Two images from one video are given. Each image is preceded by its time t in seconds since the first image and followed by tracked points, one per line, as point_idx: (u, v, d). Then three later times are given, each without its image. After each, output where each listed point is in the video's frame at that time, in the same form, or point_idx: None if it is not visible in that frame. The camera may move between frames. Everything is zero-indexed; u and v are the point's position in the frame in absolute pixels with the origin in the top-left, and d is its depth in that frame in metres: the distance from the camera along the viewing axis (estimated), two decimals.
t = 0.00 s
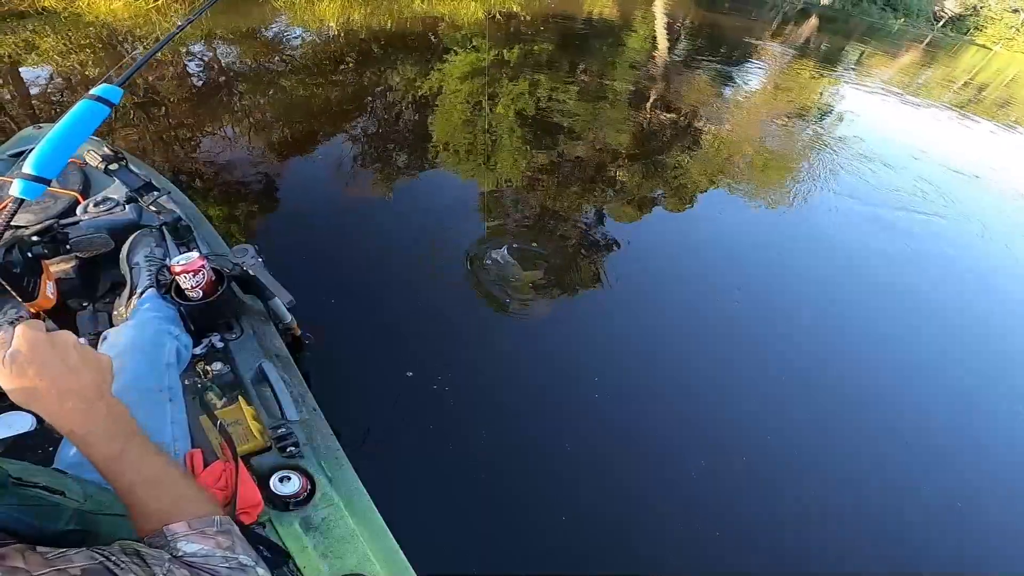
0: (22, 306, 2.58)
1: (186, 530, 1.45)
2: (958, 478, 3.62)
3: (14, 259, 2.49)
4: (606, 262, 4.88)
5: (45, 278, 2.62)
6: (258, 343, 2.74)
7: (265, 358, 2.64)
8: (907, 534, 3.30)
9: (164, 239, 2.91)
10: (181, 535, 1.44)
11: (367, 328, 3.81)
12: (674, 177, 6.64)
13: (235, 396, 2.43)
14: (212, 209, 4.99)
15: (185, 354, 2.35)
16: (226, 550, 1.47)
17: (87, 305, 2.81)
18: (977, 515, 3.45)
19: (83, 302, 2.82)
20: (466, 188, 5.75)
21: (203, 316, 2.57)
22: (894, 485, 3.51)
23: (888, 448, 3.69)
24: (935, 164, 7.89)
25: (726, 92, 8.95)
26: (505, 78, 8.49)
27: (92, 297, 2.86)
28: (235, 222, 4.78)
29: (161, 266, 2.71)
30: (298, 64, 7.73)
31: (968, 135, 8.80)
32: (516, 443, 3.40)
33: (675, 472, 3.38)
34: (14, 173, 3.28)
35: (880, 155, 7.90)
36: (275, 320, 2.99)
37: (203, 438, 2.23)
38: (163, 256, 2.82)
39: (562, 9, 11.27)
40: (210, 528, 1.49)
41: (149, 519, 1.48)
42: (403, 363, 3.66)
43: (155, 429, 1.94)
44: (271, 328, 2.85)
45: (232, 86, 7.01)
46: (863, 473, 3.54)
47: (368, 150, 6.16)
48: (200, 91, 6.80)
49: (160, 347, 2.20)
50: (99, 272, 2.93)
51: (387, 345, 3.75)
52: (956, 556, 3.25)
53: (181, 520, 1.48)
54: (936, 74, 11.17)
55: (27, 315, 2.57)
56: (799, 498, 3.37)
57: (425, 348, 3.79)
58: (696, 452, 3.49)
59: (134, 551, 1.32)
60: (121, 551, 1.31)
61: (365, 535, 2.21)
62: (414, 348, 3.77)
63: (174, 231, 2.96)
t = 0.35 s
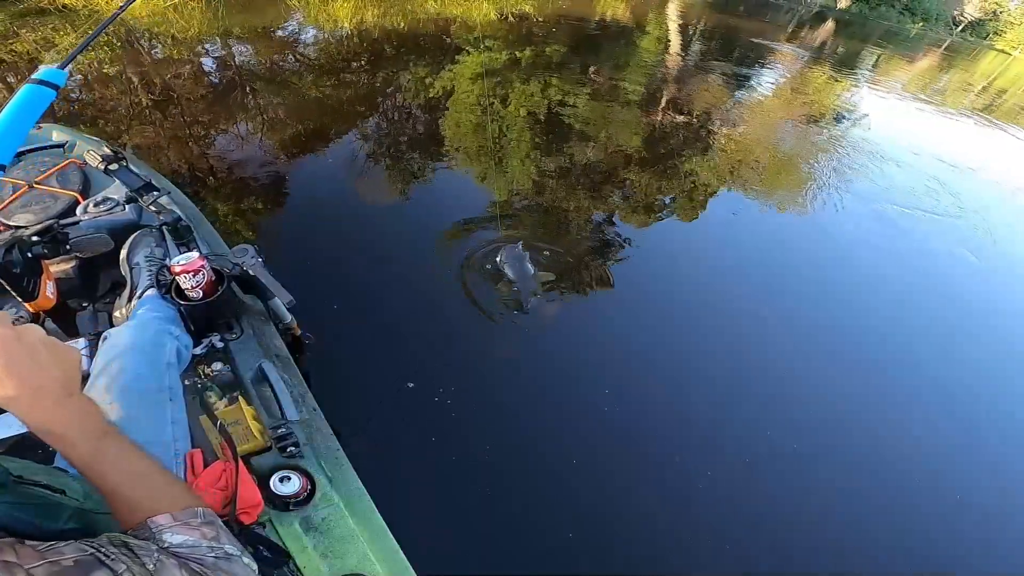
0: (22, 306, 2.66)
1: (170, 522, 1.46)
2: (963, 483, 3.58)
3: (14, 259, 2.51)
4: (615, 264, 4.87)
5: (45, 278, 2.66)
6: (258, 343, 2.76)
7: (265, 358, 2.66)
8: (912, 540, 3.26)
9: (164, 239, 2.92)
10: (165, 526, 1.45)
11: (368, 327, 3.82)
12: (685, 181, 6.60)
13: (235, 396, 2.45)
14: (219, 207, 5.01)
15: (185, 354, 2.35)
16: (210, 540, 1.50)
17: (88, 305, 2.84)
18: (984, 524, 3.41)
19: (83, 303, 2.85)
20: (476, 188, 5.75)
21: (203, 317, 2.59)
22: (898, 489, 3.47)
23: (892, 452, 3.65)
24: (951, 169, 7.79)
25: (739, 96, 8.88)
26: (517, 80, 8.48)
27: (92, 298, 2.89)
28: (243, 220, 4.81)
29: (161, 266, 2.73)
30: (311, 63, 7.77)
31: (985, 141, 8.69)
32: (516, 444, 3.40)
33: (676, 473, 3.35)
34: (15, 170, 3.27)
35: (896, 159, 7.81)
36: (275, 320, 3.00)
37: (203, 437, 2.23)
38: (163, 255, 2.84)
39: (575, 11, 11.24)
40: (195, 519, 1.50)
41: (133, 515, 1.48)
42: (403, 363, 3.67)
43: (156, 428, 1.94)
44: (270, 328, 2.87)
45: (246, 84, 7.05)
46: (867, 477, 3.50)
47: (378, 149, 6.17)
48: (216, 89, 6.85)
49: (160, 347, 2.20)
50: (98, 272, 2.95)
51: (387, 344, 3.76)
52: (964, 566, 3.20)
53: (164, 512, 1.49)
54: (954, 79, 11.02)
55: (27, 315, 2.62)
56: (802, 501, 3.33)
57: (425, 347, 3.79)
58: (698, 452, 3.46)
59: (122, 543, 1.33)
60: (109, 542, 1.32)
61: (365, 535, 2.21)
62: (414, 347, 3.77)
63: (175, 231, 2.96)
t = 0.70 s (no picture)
0: (21, 306, 2.68)
1: (172, 517, 1.46)
2: (968, 488, 3.55)
3: (14, 259, 2.49)
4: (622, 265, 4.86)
5: (45, 279, 2.65)
6: (258, 343, 2.77)
7: (265, 358, 2.67)
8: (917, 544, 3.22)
9: (164, 239, 2.94)
10: (167, 521, 1.45)
11: (368, 327, 3.84)
12: (694, 183, 6.57)
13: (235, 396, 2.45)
14: (227, 205, 5.04)
15: (185, 354, 2.36)
16: (211, 536, 1.51)
17: (87, 305, 2.86)
18: (989, 530, 3.38)
19: (83, 303, 2.87)
20: (483, 188, 5.76)
21: (203, 317, 2.60)
22: (902, 492, 3.44)
23: (896, 456, 3.62)
24: (965, 173, 7.70)
25: (750, 98, 8.83)
26: (527, 80, 8.47)
27: (92, 298, 2.91)
28: (250, 218, 4.83)
29: (161, 266, 2.74)
30: (322, 62, 7.80)
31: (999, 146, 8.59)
32: (516, 443, 3.40)
33: (678, 474, 3.32)
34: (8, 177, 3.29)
35: (909, 162, 7.73)
36: (275, 320, 3.01)
37: (203, 438, 2.24)
38: (163, 255, 2.85)
39: (587, 12, 11.23)
40: (197, 515, 1.51)
41: (134, 514, 1.47)
42: (403, 363, 3.68)
43: (156, 428, 1.94)
44: (270, 328, 2.88)
45: (258, 83, 7.08)
46: (870, 479, 3.47)
47: (386, 149, 6.18)
48: (227, 88, 6.89)
49: (159, 347, 2.21)
50: (98, 272, 2.97)
51: (387, 345, 3.77)
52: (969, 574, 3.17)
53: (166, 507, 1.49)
54: (969, 83, 10.91)
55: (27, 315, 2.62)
56: (806, 505, 3.29)
57: (426, 348, 3.80)
58: (701, 453, 3.43)
59: (124, 538, 1.31)
60: (111, 538, 1.30)
61: (365, 535, 2.21)
62: (414, 348, 3.78)
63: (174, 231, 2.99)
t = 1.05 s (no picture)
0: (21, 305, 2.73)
1: (183, 512, 1.48)
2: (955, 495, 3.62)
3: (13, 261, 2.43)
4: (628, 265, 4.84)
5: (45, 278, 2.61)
6: (258, 343, 2.78)
7: (265, 358, 2.67)
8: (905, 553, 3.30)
9: (163, 239, 2.98)
10: (178, 516, 1.47)
11: (369, 328, 3.85)
12: (703, 185, 6.53)
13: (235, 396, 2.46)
14: (234, 203, 5.07)
15: (185, 354, 2.36)
16: (218, 533, 1.50)
17: (87, 305, 2.87)
18: (974, 537, 3.44)
19: (83, 303, 2.87)
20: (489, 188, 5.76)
21: (203, 317, 2.60)
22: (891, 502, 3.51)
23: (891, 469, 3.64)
24: (979, 176, 7.60)
25: (759, 101, 8.78)
26: (535, 81, 8.47)
27: (92, 297, 2.92)
28: (256, 216, 4.86)
29: (161, 266, 2.76)
30: (332, 61, 7.83)
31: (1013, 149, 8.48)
32: (516, 444, 3.44)
33: (669, 483, 3.43)
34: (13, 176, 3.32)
35: (921, 164, 7.64)
36: (275, 320, 3.01)
37: (203, 438, 2.24)
38: (162, 255, 2.88)
39: (596, 13, 11.21)
40: (207, 511, 1.51)
41: (148, 505, 1.50)
42: (404, 365, 3.70)
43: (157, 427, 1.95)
44: (270, 328, 2.89)
45: (268, 81, 7.12)
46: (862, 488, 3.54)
47: (394, 148, 6.19)
48: (238, 86, 6.92)
49: (159, 347, 2.21)
50: (98, 272, 2.99)
51: (388, 346, 3.79)
52: None
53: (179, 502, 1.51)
54: (982, 87, 10.79)
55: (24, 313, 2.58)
56: (797, 514, 3.37)
57: (426, 349, 3.82)
58: (695, 460, 3.54)
59: (129, 536, 1.32)
60: (116, 536, 1.31)
61: (365, 535, 2.20)
62: (414, 349, 3.80)
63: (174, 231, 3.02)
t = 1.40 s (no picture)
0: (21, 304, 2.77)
1: (162, 485, 1.51)
2: (961, 498, 3.58)
3: (13, 259, 2.69)
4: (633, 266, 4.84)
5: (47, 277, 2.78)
6: (257, 343, 2.79)
7: (265, 359, 2.68)
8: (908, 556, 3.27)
9: (163, 240, 3.00)
10: (158, 490, 1.49)
11: (370, 328, 3.87)
12: (710, 187, 6.50)
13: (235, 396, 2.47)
14: (239, 202, 5.10)
15: (186, 354, 2.37)
16: (197, 504, 1.53)
17: (88, 305, 2.94)
18: (980, 540, 3.40)
19: (84, 302, 2.94)
20: (495, 188, 5.76)
21: (203, 317, 2.61)
22: (896, 505, 3.47)
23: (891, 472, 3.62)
24: (992, 178, 7.51)
25: (768, 103, 8.73)
26: (542, 82, 8.45)
27: (92, 297, 2.98)
28: (260, 216, 4.88)
29: (161, 267, 2.78)
30: (340, 61, 7.85)
31: None
32: (517, 445, 3.44)
33: (671, 484, 3.41)
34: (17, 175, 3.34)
35: (933, 166, 7.56)
36: (275, 320, 3.03)
37: (203, 438, 2.25)
38: (163, 255, 2.90)
39: (604, 14, 11.18)
40: (185, 484, 1.54)
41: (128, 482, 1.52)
42: (405, 365, 3.71)
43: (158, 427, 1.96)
44: (270, 328, 2.90)
45: (276, 81, 7.15)
46: (865, 491, 3.51)
47: (400, 148, 6.20)
48: (246, 86, 6.95)
49: (160, 347, 2.22)
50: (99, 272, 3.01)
51: (388, 346, 3.80)
52: None
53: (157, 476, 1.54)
54: (995, 89, 10.68)
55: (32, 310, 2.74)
56: (800, 516, 3.35)
57: (428, 349, 3.83)
58: (696, 462, 3.52)
59: (113, 513, 1.34)
60: (101, 512, 1.33)
61: (365, 535, 2.20)
62: (416, 349, 3.81)
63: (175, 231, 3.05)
